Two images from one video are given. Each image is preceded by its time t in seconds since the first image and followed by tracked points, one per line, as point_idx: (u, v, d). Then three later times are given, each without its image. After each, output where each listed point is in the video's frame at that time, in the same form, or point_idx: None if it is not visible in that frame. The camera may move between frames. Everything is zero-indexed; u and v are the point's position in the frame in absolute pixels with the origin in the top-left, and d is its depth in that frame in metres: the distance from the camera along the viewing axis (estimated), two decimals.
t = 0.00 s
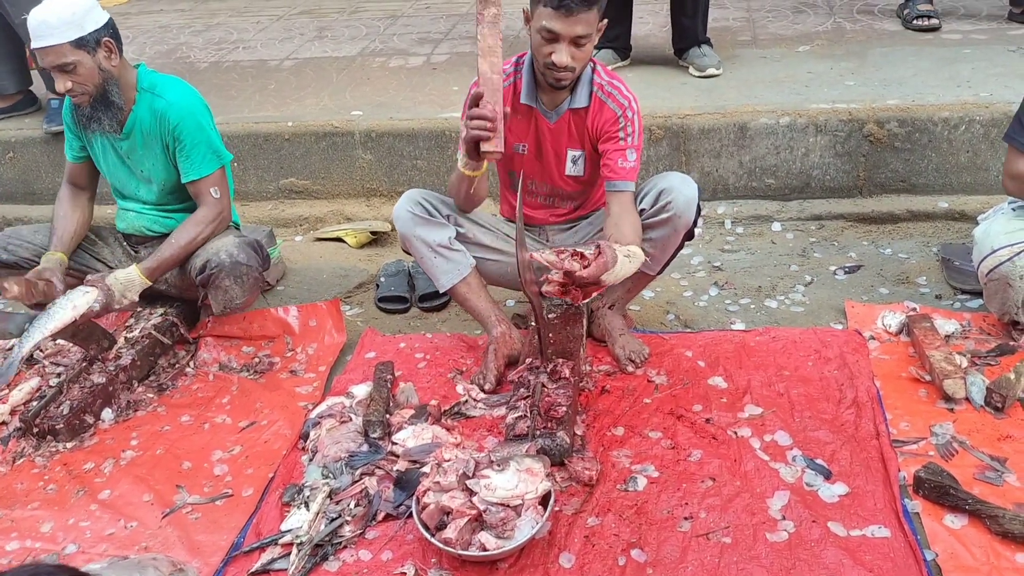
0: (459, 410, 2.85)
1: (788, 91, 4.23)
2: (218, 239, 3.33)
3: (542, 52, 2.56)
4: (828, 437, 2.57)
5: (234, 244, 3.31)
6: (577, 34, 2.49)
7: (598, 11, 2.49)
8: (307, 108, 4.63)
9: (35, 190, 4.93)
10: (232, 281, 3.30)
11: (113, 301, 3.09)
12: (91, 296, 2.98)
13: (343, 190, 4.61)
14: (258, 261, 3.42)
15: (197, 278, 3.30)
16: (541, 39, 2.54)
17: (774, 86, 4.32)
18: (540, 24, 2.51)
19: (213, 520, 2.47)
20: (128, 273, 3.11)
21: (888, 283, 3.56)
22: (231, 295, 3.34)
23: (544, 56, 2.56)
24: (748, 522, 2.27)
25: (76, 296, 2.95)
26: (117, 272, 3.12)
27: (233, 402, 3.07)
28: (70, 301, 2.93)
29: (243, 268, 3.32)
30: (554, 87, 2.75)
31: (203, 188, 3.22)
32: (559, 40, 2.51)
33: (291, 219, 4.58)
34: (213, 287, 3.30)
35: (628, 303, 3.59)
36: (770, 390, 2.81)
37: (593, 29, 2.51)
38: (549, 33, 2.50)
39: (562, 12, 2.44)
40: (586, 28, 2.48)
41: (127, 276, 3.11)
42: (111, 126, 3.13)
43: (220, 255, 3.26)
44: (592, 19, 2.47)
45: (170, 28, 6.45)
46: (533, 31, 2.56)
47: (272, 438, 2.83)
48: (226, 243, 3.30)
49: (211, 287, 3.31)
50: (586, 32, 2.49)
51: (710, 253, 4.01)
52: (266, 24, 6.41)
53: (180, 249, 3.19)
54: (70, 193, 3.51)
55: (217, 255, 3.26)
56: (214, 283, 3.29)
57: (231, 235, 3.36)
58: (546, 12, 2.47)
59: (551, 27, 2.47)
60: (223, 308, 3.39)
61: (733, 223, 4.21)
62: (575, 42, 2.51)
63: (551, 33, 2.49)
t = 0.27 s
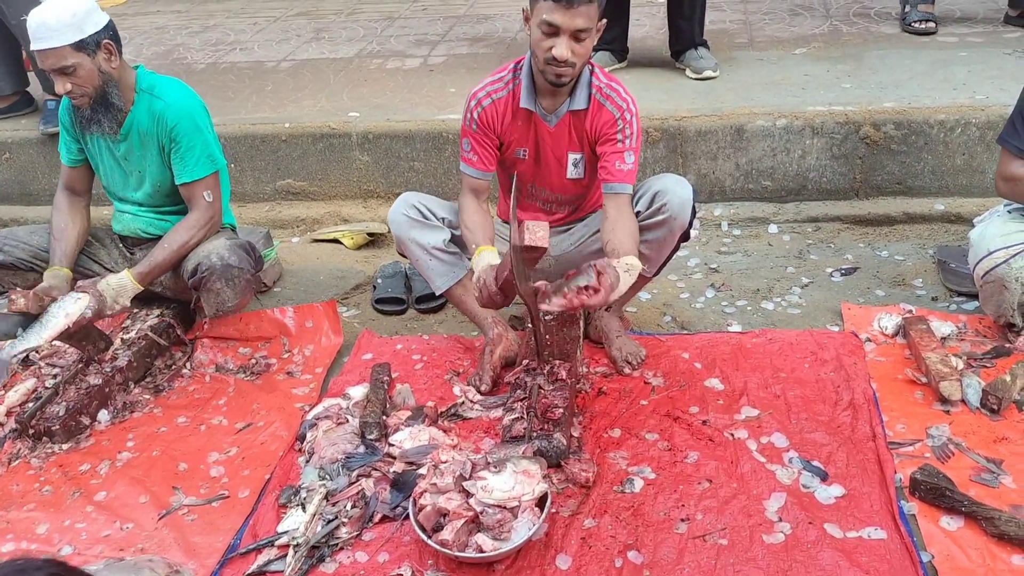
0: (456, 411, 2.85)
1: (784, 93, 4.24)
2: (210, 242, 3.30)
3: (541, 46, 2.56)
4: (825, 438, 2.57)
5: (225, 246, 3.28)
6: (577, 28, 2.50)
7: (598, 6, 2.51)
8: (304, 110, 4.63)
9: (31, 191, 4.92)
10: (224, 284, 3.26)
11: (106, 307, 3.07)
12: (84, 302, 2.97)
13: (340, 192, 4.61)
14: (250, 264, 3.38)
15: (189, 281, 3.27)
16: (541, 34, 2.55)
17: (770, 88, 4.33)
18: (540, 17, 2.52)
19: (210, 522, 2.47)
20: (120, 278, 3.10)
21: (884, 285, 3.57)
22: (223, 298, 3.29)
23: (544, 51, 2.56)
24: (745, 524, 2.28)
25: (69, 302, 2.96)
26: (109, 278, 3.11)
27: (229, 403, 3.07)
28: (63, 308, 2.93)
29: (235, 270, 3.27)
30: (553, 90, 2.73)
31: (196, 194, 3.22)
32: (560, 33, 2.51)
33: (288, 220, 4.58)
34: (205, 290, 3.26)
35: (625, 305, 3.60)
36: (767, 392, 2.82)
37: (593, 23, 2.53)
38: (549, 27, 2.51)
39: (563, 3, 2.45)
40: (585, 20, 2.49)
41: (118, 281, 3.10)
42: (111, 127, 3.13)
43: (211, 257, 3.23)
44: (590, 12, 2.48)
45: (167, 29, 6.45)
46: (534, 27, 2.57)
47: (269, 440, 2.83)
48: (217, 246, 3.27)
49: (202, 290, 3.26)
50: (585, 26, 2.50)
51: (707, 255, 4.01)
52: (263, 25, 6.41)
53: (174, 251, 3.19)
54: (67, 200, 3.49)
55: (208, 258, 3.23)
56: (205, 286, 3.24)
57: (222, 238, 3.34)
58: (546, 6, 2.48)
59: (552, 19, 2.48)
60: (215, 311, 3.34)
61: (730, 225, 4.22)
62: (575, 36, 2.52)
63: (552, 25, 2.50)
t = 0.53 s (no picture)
0: (450, 413, 2.84)
1: (779, 96, 4.25)
2: (201, 244, 3.30)
3: (536, 52, 2.56)
4: (819, 441, 2.57)
5: (216, 249, 3.28)
6: (571, 35, 2.49)
7: (593, 12, 2.51)
8: (299, 111, 4.63)
9: (25, 192, 4.90)
10: (216, 287, 3.27)
11: (95, 310, 3.04)
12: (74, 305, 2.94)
13: (335, 193, 4.60)
14: (242, 265, 3.38)
15: (181, 284, 3.28)
16: (535, 40, 2.55)
17: (765, 91, 4.33)
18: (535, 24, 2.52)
19: (203, 525, 2.46)
20: (110, 281, 3.08)
21: (879, 288, 3.58)
22: (215, 300, 3.32)
23: (538, 57, 2.57)
24: (739, 527, 2.27)
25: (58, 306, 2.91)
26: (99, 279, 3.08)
27: (223, 405, 3.06)
28: (52, 311, 2.88)
29: (227, 273, 3.28)
30: (548, 93, 2.74)
31: (187, 197, 3.21)
32: (554, 40, 2.51)
33: (283, 222, 4.57)
34: (197, 293, 3.28)
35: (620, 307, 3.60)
36: (761, 395, 2.82)
37: (587, 30, 2.52)
38: (544, 34, 2.51)
39: (557, 12, 2.44)
40: (580, 28, 2.48)
41: (109, 283, 3.07)
42: (105, 134, 3.13)
43: (203, 260, 3.23)
44: (585, 19, 2.48)
45: (162, 30, 6.44)
46: (529, 32, 2.57)
47: (263, 442, 2.82)
48: (209, 249, 3.27)
49: (195, 293, 3.28)
50: (580, 33, 2.50)
51: (702, 257, 4.01)
52: (258, 27, 6.40)
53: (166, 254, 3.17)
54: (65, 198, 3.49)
55: (200, 261, 3.23)
56: (198, 289, 3.26)
57: (214, 240, 3.33)
58: (541, 13, 2.48)
59: (546, 27, 2.48)
60: (208, 314, 3.36)
61: (725, 228, 4.22)
62: (570, 43, 2.52)
63: (546, 33, 2.50)
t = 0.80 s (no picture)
0: (448, 416, 2.84)
1: (777, 99, 4.26)
2: (199, 246, 3.29)
3: (534, 63, 2.56)
4: (817, 444, 2.57)
5: (215, 250, 3.27)
6: (571, 47, 2.49)
7: (593, 24, 2.51)
8: (298, 113, 4.62)
9: (22, 193, 4.90)
10: (215, 288, 3.27)
11: (94, 315, 3.04)
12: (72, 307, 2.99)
13: (333, 195, 4.60)
14: (240, 267, 3.37)
15: (180, 285, 3.28)
16: (534, 49, 2.55)
17: (763, 94, 4.34)
18: (533, 35, 2.51)
19: (199, 527, 2.45)
20: (108, 286, 3.06)
21: (876, 291, 3.58)
22: (214, 302, 3.31)
23: (536, 66, 2.57)
24: (737, 530, 2.27)
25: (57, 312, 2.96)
26: (97, 285, 3.07)
27: (220, 408, 3.05)
28: (53, 320, 2.93)
29: (225, 274, 3.28)
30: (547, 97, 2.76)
31: (185, 199, 3.20)
32: (553, 51, 2.51)
33: (281, 224, 4.56)
34: (196, 294, 3.28)
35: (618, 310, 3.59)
36: (759, 398, 2.81)
37: (587, 42, 2.53)
38: (543, 44, 2.50)
39: (557, 23, 2.45)
40: (579, 41, 2.49)
41: (107, 288, 3.06)
42: (105, 132, 3.12)
43: (201, 262, 3.22)
44: (585, 31, 2.48)
45: (160, 32, 6.44)
46: (528, 40, 2.57)
47: (260, 444, 2.82)
48: (207, 250, 3.26)
49: (193, 295, 3.28)
50: (579, 45, 2.50)
51: (700, 260, 4.01)
52: (256, 29, 6.40)
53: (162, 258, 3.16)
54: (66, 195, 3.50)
55: (198, 263, 3.22)
56: (196, 291, 3.26)
57: (212, 242, 3.32)
58: (540, 23, 2.48)
59: (545, 39, 2.48)
60: (207, 315, 3.36)
61: (723, 230, 4.22)
62: (568, 55, 2.52)
63: (545, 44, 2.49)
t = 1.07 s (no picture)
0: (446, 417, 2.84)
1: (775, 101, 4.26)
2: (195, 247, 3.28)
3: (533, 60, 2.56)
4: (815, 446, 2.57)
5: (210, 252, 3.26)
6: (570, 45, 2.50)
7: (592, 22, 2.51)
8: (296, 114, 4.62)
9: (20, 194, 4.89)
10: (210, 290, 3.25)
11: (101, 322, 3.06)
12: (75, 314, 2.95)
13: (331, 196, 4.60)
14: (236, 269, 3.36)
15: (175, 287, 3.26)
16: (533, 47, 2.55)
17: (761, 96, 4.34)
18: (533, 33, 2.52)
19: (197, 528, 2.45)
20: (112, 292, 3.08)
21: (874, 293, 3.58)
22: (209, 303, 3.29)
23: (535, 64, 2.57)
24: (735, 531, 2.27)
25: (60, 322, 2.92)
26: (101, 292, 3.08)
27: (218, 409, 3.05)
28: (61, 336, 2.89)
29: (220, 276, 3.26)
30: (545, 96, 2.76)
31: (183, 197, 3.20)
32: (552, 49, 2.51)
33: (279, 225, 4.56)
34: (190, 296, 3.26)
35: (616, 312, 3.59)
36: (757, 399, 2.81)
37: (587, 40, 2.53)
38: (542, 42, 2.51)
39: (556, 21, 2.45)
40: (578, 38, 2.49)
41: (113, 294, 3.08)
42: (106, 128, 3.11)
43: (196, 263, 3.21)
44: (585, 29, 2.49)
45: (158, 33, 6.44)
46: (528, 38, 2.57)
47: (257, 445, 2.81)
48: (203, 251, 3.25)
49: (188, 296, 3.26)
50: (578, 42, 2.51)
51: (698, 262, 4.01)
52: (255, 29, 6.40)
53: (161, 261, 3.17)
54: (68, 199, 3.47)
55: (193, 264, 3.21)
56: (191, 292, 3.24)
57: (208, 243, 3.32)
58: (539, 21, 2.48)
59: (545, 36, 2.48)
60: (202, 317, 3.33)
61: (721, 232, 4.22)
62: (568, 54, 2.52)
63: (545, 42, 2.50)
